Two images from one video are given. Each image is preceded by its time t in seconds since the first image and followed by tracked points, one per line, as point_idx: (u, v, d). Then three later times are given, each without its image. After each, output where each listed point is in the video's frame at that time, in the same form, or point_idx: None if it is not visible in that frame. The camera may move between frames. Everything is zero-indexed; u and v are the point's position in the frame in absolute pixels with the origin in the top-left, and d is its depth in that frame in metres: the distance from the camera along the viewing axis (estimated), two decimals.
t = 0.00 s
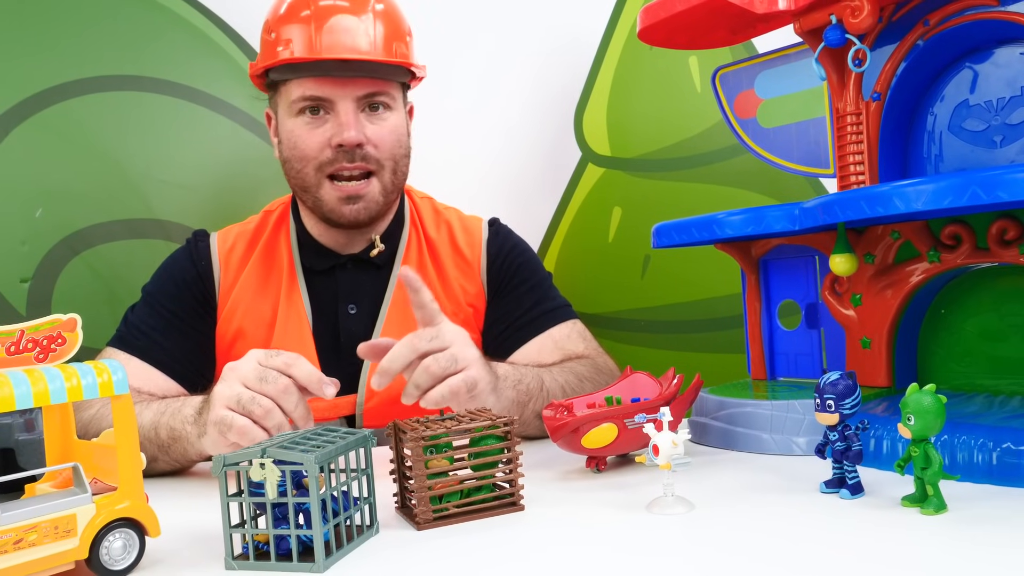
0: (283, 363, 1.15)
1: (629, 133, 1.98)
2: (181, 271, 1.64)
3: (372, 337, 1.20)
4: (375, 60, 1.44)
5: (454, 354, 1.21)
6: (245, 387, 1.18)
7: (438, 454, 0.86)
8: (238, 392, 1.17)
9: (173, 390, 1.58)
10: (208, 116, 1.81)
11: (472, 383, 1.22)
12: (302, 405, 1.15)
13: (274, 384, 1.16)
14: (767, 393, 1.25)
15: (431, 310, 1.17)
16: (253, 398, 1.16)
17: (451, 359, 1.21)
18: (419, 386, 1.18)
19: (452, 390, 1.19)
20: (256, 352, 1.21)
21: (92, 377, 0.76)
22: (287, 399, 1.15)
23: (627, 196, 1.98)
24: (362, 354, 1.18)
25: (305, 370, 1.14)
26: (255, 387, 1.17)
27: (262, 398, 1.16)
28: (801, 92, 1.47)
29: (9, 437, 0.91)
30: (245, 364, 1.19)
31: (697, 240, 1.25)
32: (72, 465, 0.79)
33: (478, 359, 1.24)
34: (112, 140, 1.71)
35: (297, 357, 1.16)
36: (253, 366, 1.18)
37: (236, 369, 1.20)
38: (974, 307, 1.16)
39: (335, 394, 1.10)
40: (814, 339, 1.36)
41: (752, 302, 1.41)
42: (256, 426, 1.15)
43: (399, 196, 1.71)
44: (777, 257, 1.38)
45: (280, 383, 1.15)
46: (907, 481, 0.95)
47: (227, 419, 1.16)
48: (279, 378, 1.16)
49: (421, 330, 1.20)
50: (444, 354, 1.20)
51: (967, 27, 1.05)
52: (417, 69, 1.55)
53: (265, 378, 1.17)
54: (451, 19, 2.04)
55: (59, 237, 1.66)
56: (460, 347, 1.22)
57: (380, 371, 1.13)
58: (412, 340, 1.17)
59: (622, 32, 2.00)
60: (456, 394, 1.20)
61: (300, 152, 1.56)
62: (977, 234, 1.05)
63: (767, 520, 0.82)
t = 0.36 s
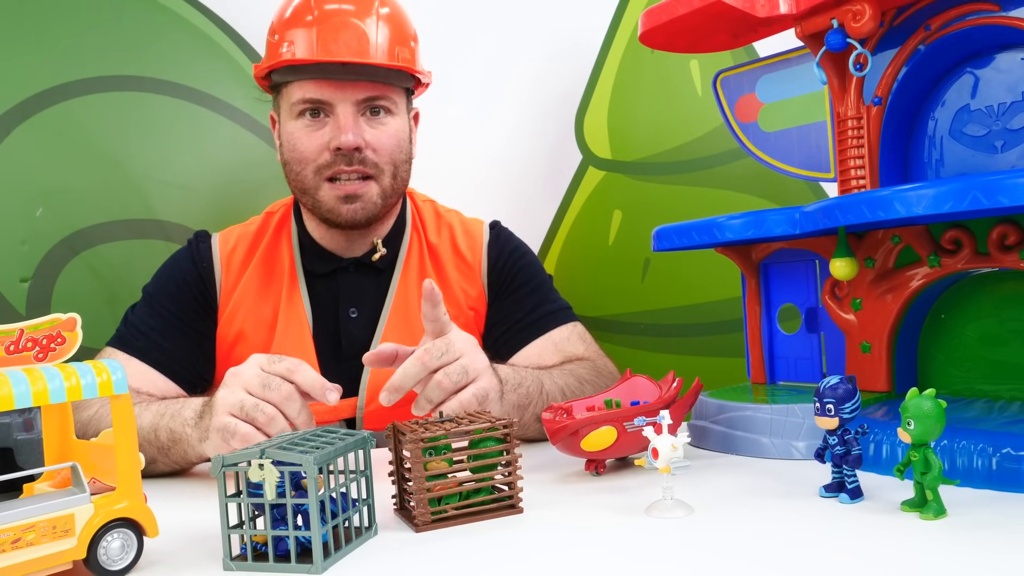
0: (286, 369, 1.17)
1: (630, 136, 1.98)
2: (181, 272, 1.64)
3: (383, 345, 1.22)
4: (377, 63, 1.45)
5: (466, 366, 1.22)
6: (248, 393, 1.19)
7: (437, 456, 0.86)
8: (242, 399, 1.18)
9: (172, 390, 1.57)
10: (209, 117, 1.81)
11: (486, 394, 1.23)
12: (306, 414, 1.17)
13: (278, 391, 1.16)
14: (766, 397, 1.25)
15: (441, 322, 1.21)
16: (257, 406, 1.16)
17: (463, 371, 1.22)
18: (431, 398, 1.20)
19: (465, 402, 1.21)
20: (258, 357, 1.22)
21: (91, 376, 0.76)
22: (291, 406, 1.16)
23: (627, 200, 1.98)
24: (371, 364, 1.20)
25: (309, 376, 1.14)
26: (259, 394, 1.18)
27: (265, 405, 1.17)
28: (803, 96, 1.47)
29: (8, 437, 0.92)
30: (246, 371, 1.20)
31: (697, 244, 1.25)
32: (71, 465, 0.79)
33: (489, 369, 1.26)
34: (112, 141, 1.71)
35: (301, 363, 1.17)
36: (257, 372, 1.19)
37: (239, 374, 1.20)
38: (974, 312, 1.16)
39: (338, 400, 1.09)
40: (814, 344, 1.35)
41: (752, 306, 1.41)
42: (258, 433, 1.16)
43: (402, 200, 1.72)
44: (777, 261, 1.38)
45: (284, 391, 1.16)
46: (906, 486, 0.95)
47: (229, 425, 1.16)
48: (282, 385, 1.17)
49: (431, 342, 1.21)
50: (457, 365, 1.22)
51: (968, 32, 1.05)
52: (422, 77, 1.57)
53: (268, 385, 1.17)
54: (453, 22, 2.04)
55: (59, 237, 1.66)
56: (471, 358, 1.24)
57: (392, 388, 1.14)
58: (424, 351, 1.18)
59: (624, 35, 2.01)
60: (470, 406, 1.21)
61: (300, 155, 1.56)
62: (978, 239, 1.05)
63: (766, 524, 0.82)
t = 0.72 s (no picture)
0: (286, 372, 1.16)
1: (629, 138, 1.98)
2: (181, 273, 1.63)
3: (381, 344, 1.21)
4: (378, 65, 1.44)
5: (463, 365, 1.22)
6: (248, 396, 1.19)
7: (436, 457, 0.86)
8: (242, 402, 1.18)
9: (170, 391, 1.57)
10: (208, 118, 1.81)
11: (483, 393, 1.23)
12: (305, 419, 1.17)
13: (278, 395, 1.17)
14: (765, 400, 1.24)
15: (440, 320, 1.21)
16: (257, 409, 1.17)
17: (462, 370, 1.21)
18: (429, 398, 1.19)
19: (462, 400, 1.20)
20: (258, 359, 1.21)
21: (89, 376, 0.76)
22: (291, 409, 1.17)
23: (627, 202, 1.98)
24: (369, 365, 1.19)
25: (308, 380, 1.14)
26: (259, 398, 1.18)
27: (265, 408, 1.17)
28: (803, 99, 1.47)
29: (5, 437, 0.95)
30: (246, 373, 1.20)
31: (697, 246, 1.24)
32: (68, 465, 0.79)
33: (486, 369, 1.25)
34: (112, 141, 1.71)
35: (300, 365, 1.16)
36: (257, 376, 1.19)
37: (238, 378, 1.20)
38: (974, 315, 1.16)
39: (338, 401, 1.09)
40: (813, 346, 1.35)
41: (752, 309, 1.41)
42: (258, 436, 1.16)
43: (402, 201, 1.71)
44: (777, 263, 1.38)
45: (284, 394, 1.17)
46: (905, 489, 0.95)
47: (229, 428, 1.16)
48: (283, 389, 1.17)
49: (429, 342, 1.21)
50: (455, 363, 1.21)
51: (968, 35, 1.05)
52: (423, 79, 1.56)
53: (268, 388, 1.17)
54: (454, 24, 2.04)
55: (57, 238, 1.66)
56: (469, 358, 1.24)
57: (391, 385, 1.14)
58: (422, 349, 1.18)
59: (624, 38, 2.01)
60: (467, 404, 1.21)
61: (300, 156, 1.56)
62: (977, 242, 1.05)
63: (765, 527, 0.82)
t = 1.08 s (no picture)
0: (286, 374, 1.16)
1: (630, 139, 1.98)
2: (181, 271, 1.63)
3: (383, 350, 1.21)
4: (381, 65, 1.45)
5: (464, 371, 1.22)
6: (248, 397, 1.19)
7: (435, 457, 0.86)
8: (243, 404, 1.18)
9: (169, 390, 1.57)
10: (209, 116, 1.81)
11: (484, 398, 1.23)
12: (306, 421, 1.18)
13: (278, 397, 1.17)
14: (764, 401, 1.24)
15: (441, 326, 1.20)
16: (258, 411, 1.17)
17: (462, 376, 1.21)
18: (430, 404, 1.19)
19: (463, 405, 1.20)
20: (258, 360, 1.21)
21: (88, 374, 0.76)
22: (291, 411, 1.17)
23: (627, 203, 1.98)
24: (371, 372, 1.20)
25: (310, 383, 1.14)
26: (259, 399, 1.18)
27: (265, 409, 1.17)
28: (803, 101, 1.47)
29: (4, 435, 0.95)
30: (246, 374, 1.19)
31: (697, 247, 1.24)
32: (67, 463, 0.79)
33: (488, 373, 1.25)
34: (112, 139, 1.71)
35: (302, 368, 1.16)
36: (257, 378, 1.18)
37: (239, 379, 1.20)
38: (973, 318, 1.16)
39: (339, 405, 1.09)
40: (812, 348, 1.35)
41: (751, 311, 1.41)
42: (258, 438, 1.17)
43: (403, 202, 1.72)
44: (776, 265, 1.38)
45: (284, 397, 1.16)
46: (904, 491, 0.95)
47: (230, 429, 1.17)
48: (283, 391, 1.17)
49: (431, 348, 1.21)
50: (456, 369, 1.21)
51: (969, 38, 1.05)
52: (425, 78, 1.55)
53: (268, 390, 1.17)
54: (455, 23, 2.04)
55: (57, 235, 1.66)
56: (470, 362, 1.23)
57: (392, 395, 1.15)
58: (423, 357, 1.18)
59: (625, 39, 2.01)
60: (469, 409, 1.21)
61: (302, 155, 1.57)
62: (977, 245, 1.05)
63: (764, 528, 0.82)
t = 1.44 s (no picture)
0: (286, 373, 1.17)
1: (630, 142, 1.98)
2: (182, 270, 1.63)
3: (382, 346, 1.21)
4: (382, 65, 1.45)
5: (462, 368, 1.22)
6: (248, 397, 1.19)
7: (434, 459, 0.86)
8: (244, 404, 1.18)
9: (169, 390, 1.57)
10: (210, 116, 1.81)
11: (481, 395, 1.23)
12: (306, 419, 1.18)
13: (278, 396, 1.17)
14: (764, 405, 1.24)
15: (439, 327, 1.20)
16: (258, 411, 1.17)
17: (460, 373, 1.22)
18: (427, 400, 1.20)
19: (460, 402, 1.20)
20: (258, 360, 1.21)
21: (88, 373, 0.76)
22: (291, 409, 1.17)
23: (627, 205, 1.98)
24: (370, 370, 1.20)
25: (310, 381, 1.14)
26: (260, 399, 1.18)
27: (266, 409, 1.17)
28: (804, 104, 1.47)
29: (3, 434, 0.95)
30: (246, 374, 1.20)
31: (697, 250, 1.25)
32: (67, 462, 0.79)
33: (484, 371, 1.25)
34: (113, 138, 1.71)
35: (301, 367, 1.17)
36: (257, 377, 1.19)
37: (239, 380, 1.20)
38: (973, 323, 1.16)
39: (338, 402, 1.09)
40: (811, 352, 1.35)
41: (751, 314, 1.42)
42: (258, 438, 1.17)
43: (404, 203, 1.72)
44: (776, 268, 1.38)
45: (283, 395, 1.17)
46: (903, 496, 0.95)
47: (229, 429, 1.16)
48: (283, 390, 1.17)
49: (428, 344, 1.21)
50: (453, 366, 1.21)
51: (970, 43, 1.05)
52: (426, 78, 1.55)
53: (268, 390, 1.17)
54: (456, 24, 2.04)
55: (57, 234, 1.66)
56: (467, 360, 1.23)
57: (391, 391, 1.15)
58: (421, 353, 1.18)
59: (627, 41, 2.01)
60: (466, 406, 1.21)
61: (303, 155, 1.57)
62: (977, 250, 1.05)
63: (762, 532, 0.82)
